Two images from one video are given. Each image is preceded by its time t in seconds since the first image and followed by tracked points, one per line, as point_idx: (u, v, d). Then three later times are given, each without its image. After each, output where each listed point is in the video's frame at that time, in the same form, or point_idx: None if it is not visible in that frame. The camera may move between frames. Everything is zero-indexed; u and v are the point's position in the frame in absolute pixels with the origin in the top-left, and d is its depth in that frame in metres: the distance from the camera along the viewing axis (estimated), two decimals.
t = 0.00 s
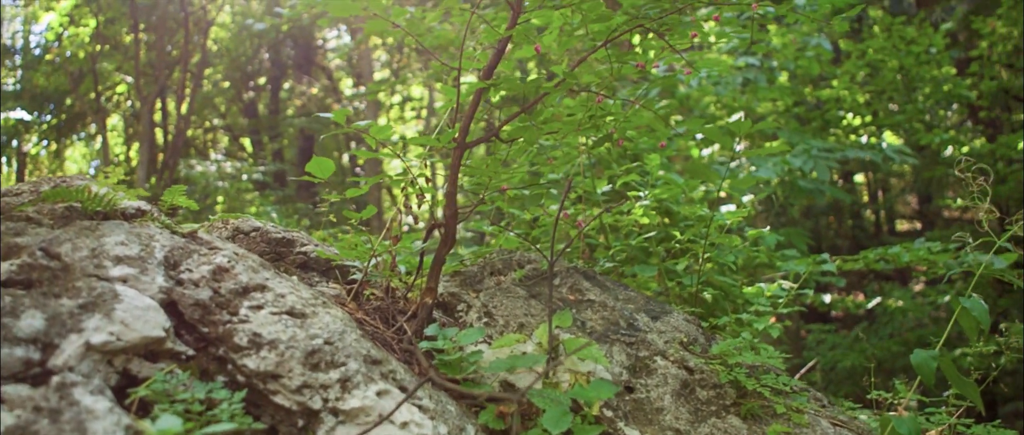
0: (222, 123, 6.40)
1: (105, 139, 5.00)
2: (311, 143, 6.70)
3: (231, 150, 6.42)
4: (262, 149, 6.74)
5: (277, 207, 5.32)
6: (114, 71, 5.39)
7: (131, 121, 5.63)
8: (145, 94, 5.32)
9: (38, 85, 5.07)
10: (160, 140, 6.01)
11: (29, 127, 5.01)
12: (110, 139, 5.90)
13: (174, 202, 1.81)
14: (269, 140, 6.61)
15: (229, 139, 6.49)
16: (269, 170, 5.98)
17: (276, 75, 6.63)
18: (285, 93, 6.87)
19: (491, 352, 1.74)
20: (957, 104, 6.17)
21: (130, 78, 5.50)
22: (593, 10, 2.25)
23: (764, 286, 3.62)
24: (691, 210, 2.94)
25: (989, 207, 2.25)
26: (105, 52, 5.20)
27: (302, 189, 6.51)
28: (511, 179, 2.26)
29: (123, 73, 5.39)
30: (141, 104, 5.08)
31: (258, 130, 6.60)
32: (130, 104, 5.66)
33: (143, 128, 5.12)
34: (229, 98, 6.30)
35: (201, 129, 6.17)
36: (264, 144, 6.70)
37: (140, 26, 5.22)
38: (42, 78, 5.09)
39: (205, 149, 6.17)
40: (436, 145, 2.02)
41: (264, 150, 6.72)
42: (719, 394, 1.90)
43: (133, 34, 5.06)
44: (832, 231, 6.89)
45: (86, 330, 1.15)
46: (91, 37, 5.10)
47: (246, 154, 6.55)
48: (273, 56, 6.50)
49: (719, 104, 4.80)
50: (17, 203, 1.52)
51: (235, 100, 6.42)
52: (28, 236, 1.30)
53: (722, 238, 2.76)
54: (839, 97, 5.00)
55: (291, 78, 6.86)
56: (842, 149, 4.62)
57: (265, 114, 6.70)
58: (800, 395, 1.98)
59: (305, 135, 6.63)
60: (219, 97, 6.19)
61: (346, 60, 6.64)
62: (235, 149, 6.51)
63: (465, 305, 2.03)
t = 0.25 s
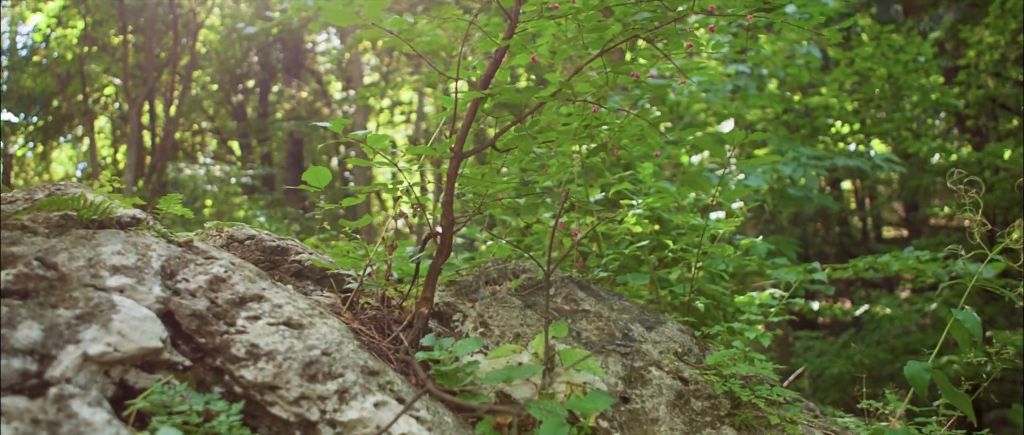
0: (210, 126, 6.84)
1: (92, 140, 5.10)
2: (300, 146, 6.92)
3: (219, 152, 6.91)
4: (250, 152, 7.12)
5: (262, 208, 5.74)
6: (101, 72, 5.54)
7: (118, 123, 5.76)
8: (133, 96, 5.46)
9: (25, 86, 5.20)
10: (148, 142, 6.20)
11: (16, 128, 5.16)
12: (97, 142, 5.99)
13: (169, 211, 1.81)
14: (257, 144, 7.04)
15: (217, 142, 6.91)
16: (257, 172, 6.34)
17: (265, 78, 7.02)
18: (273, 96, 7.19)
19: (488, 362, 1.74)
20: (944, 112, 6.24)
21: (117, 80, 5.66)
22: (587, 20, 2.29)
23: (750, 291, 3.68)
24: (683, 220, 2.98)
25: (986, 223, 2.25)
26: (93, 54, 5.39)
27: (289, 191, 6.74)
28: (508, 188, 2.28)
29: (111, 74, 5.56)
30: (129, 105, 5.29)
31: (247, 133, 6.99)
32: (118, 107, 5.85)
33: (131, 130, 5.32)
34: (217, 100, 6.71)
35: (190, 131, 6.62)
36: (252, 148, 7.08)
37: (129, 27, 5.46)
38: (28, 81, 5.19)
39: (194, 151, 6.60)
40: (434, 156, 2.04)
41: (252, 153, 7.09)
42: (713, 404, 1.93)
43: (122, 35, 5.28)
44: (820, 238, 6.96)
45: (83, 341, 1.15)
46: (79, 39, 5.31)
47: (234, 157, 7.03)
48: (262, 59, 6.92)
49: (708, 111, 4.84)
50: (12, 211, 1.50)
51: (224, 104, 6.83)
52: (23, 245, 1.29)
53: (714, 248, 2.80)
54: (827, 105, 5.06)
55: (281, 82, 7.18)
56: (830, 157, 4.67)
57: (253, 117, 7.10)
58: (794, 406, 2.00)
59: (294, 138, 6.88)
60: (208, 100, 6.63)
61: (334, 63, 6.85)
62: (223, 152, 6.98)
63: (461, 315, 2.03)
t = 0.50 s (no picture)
0: (199, 129, 7.12)
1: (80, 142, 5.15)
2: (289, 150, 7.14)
3: (207, 155, 7.22)
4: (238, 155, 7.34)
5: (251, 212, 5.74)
6: (89, 74, 5.63)
7: (106, 125, 5.85)
8: (122, 98, 5.53)
9: (12, 87, 5.33)
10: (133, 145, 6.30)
11: (3, 129, 5.31)
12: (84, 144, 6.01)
13: (165, 219, 1.81)
14: (244, 146, 7.23)
15: (205, 145, 7.21)
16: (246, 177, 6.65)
17: (254, 82, 7.16)
18: (262, 99, 7.34)
19: (484, 372, 1.74)
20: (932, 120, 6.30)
21: (105, 82, 5.75)
22: (586, 31, 2.32)
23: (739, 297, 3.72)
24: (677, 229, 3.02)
25: (975, 233, 2.29)
26: (81, 55, 5.47)
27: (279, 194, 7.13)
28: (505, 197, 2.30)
29: (99, 76, 5.65)
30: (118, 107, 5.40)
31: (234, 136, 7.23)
32: (105, 109, 5.92)
33: (118, 133, 5.39)
34: (205, 103, 6.92)
35: (177, 133, 6.87)
36: (239, 150, 7.28)
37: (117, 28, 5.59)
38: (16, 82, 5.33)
39: (181, 154, 6.87)
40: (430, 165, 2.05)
41: (239, 155, 7.33)
42: (707, 415, 1.94)
43: (110, 36, 5.38)
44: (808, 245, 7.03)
45: (80, 351, 1.14)
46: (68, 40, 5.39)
47: (222, 160, 7.29)
48: (250, 62, 7.05)
49: (698, 118, 4.88)
50: (7, 219, 1.49)
51: (213, 107, 7.02)
52: (19, 253, 1.27)
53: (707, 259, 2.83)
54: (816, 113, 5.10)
55: (269, 84, 7.28)
56: (819, 165, 4.72)
57: (241, 120, 7.31)
58: (789, 417, 2.01)
59: (283, 143, 7.04)
60: (197, 102, 6.86)
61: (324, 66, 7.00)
62: (211, 154, 7.28)
63: (457, 325, 2.03)
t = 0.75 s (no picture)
0: (185, 130, 7.31)
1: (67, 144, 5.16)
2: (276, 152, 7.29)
3: (194, 157, 7.47)
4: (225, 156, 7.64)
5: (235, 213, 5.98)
6: (77, 75, 5.64)
7: (93, 126, 5.87)
8: (110, 100, 5.54)
9: None
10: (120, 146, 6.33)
11: None
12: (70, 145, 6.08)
13: (161, 225, 1.81)
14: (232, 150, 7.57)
15: (191, 146, 7.51)
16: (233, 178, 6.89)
17: (242, 84, 7.49)
18: (251, 101, 7.64)
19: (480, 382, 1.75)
20: (919, 128, 6.36)
21: (93, 83, 5.76)
22: (583, 43, 2.36)
23: (727, 304, 3.74)
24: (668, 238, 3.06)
25: (970, 247, 2.29)
26: (69, 56, 5.49)
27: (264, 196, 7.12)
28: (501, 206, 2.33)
29: (87, 77, 5.66)
30: (105, 108, 5.42)
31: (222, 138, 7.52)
32: (92, 110, 5.92)
33: (105, 134, 5.36)
34: (192, 104, 7.14)
35: (164, 135, 7.04)
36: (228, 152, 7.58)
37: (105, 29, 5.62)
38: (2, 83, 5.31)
39: (167, 156, 7.03)
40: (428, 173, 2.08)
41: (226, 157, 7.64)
42: (701, 424, 1.95)
43: (99, 37, 5.38)
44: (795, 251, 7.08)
45: (77, 362, 1.14)
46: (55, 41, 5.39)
47: (209, 161, 7.56)
48: (239, 64, 7.37)
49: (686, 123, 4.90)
50: (1, 226, 1.47)
51: (201, 109, 7.33)
52: (15, 262, 1.23)
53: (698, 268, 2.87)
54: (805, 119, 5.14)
55: (258, 87, 7.62)
56: (807, 172, 4.76)
57: (230, 121, 7.56)
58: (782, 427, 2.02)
59: (269, 145, 7.24)
60: (184, 103, 7.02)
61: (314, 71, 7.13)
62: (197, 156, 7.53)
63: (452, 334, 2.03)
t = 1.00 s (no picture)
0: (171, 131, 7.15)
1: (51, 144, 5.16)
2: (262, 155, 7.22)
3: (180, 160, 7.34)
4: (211, 159, 7.45)
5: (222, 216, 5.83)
6: (63, 75, 5.68)
7: (77, 126, 5.83)
8: (95, 101, 5.51)
9: None
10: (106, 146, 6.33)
11: None
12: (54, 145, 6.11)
13: (154, 231, 1.81)
14: (219, 151, 7.42)
15: (177, 148, 7.36)
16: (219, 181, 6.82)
17: (229, 85, 7.31)
18: (238, 103, 7.59)
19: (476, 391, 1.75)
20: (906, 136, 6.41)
21: (79, 84, 5.77)
22: (578, 51, 2.40)
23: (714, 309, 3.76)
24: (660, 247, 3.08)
25: (960, 257, 2.32)
26: (54, 56, 5.54)
27: (249, 200, 7.04)
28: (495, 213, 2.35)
29: (72, 77, 5.68)
30: (90, 109, 5.40)
31: (208, 141, 7.34)
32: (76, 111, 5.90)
33: (90, 135, 5.36)
34: (179, 105, 7.09)
35: (150, 137, 6.93)
36: (213, 155, 7.46)
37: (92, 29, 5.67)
38: None
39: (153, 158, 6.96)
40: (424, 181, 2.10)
41: (212, 159, 7.44)
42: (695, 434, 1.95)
43: (86, 36, 5.37)
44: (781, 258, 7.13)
45: (73, 371, 1.13)
46: (39, 40, 5.43)
47: (195, 164, 7.39)
48: (226, 66, 7.21)
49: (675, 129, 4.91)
50: None
51: (187, 111, 7.21)
52: (11, 269, 1.25)
53: (690, 277, 2.89)
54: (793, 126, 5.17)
55: (246, 89, 7.54)
56: (794, 179, 4.81)
57: (216, 123, 7.42)
58: None
59: (255, 147, 7.18)
60: (171, 104, 6.97)
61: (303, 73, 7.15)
62: (184, 160, 7.40)
63: (446, 342, 2.06)
